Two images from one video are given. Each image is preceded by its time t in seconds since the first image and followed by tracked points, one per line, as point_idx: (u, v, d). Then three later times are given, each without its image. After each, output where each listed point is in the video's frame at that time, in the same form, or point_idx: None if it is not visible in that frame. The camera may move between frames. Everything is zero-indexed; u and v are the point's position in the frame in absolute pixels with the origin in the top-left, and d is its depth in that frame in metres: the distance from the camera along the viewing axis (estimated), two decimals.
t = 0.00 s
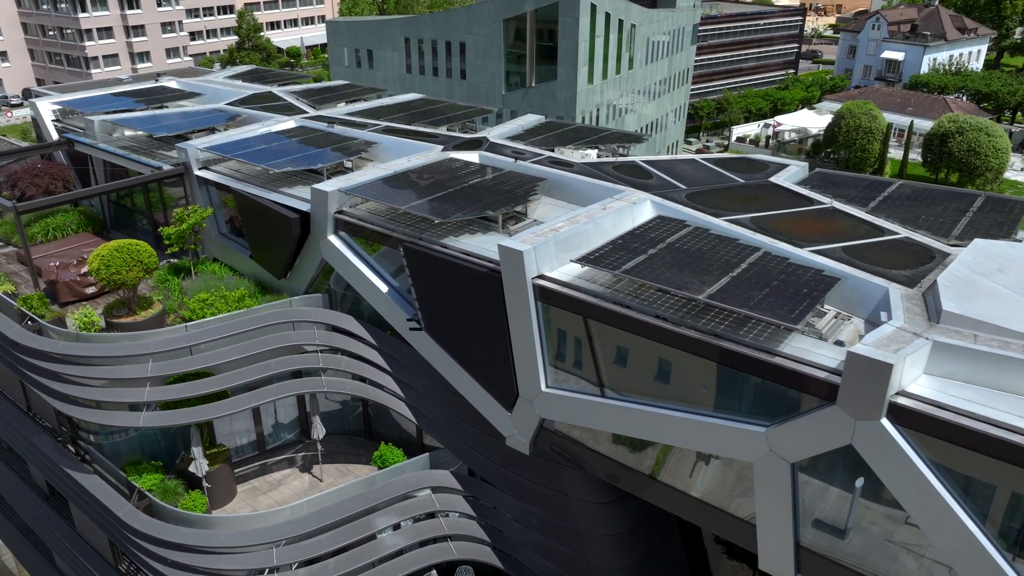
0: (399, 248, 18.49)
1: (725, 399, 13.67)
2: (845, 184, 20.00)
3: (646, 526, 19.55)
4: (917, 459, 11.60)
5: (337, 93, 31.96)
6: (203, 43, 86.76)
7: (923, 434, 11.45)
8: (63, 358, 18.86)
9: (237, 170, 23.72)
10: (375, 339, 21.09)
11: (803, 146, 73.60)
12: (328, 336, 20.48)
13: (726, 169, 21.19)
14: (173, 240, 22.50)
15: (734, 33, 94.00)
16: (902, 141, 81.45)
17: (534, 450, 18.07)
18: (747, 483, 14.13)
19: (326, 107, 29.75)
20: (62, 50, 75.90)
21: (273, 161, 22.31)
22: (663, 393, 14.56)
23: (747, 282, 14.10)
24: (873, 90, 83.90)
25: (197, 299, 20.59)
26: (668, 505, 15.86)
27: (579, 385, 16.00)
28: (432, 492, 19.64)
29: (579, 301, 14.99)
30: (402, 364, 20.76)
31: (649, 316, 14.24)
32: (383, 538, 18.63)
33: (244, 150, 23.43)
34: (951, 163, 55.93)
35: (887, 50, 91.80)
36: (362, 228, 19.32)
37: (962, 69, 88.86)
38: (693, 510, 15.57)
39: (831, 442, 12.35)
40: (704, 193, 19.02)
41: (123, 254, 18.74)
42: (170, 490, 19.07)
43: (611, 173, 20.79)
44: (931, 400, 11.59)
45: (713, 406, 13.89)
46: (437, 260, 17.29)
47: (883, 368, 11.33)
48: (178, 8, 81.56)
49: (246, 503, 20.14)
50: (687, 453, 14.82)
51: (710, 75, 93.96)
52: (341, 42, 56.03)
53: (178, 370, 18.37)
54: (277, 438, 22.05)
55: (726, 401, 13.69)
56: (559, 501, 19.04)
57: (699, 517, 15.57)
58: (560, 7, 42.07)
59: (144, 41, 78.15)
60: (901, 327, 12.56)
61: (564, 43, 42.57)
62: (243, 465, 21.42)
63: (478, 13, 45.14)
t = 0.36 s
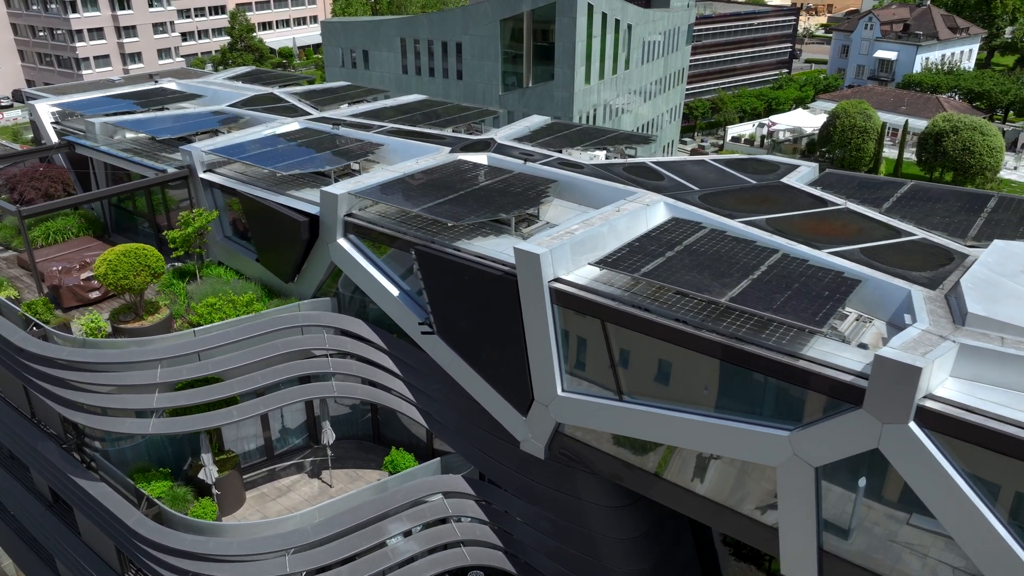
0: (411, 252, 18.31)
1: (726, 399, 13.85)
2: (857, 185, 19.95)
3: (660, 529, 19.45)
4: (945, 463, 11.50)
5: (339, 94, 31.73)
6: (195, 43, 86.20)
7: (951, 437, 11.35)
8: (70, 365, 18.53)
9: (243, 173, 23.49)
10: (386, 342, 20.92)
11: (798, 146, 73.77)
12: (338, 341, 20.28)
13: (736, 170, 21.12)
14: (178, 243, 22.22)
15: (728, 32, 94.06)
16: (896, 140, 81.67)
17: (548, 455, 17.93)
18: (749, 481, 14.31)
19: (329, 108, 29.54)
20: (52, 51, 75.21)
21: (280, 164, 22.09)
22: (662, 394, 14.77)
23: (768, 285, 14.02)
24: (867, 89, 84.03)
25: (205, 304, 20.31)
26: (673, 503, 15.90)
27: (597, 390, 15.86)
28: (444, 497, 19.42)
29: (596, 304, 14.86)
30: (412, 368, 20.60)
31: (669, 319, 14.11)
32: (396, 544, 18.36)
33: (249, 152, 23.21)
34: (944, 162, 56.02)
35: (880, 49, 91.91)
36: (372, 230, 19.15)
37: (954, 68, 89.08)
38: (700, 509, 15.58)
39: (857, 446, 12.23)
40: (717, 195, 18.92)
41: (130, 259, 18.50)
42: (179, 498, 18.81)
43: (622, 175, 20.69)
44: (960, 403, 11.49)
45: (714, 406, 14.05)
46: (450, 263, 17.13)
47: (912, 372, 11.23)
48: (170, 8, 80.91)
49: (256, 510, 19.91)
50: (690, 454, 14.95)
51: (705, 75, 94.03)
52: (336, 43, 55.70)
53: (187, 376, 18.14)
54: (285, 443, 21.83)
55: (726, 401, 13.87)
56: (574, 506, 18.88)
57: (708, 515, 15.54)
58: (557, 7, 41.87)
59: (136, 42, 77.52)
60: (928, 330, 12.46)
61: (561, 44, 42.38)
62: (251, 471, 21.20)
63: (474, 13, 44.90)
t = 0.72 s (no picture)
0: (423, 256, 18.13)
1: (726, 399, 14.03)
2: (869, 185, 19.91)
3: (675, 532, 19.35)
4: (974, 466, 11.38)
5: (343, 95, 31.52)
6: (187, 44, 85.59)
7: (980, 440, 11.26)
8: (77, 371, 18.23)
9: (249, 175, 23.30)
10: (397, 346, 20.74)
11: (793, 146, 73.85)
12: (348, 345, 20.10)
13: (747, 171, 21.07)
14: (184, 247, 21.95)
15: (722, 32, 94.12)
16: (891, 139, 81.90)
17: (564, 460, 17.81)
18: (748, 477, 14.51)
19: (333, 110, 29.33)
20: (42, 52, 74.53)
21: (288, 166, 21.89)
22: (675, 396, 14.78)
23: (790, 287, 13.95)
24: (861, 89, 84.20)
25: (213, 309, 20.22)
26: (677, 502, 16.01)
27: (616, 394, 15.74)
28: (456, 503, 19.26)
29: (615, 307, 14.73)
30: (424, 372, 20.41)
31: (690, 323, 13.99)
32: (410, 551, 18.13)
33: (255, 154, 23.01)
34: (938, 161, 56.10)
35: (873, 49, 92.08)
36: (383, 233, 19.01)
37: (946, 68, 89.35)
38: (704, 508, 15.69)
39: (884, 450, 12.12)
40: (731, 196, 18.83)
41: (139, 264, 18.27)
42: (188, 505, 18.61)
43: (634, 176, 20.59)
44: (989, 407, 11.39)
45: (716, 407, 14.21)
46: (465, 266, 16.98)
47: (942, 375, 11.12)
48: (161, 9, 80.31)
49: (266, 517, 19.69)
50: (693, 456, 15.15)
51: (699, 75, 94.10)
52: (332, 43, 55.36)
53: (197, 382, 17.94)
54: (293, 448, 21.62)
55: (728, 402, 14.04)
56: (589, 511, 18.72)
57: (711, 513, 15.63)
58: (555, 7, 41.71)
59: (127, 43, 76.95)
60: (955, 333, 12.39)
61: (558, 44, 42.21)
62: (261, 477, 20.99)
63: (471, 13, 44.68)
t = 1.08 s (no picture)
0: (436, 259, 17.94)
1: (725, 400, 14.20)
2: (881, 186, 19.86)
3: (689, 534, 19.27)
4: (1004, 470, 11.29)
5: (346, 97, 31.29)
6: (178, 44, 84.99)
7: (1009, 445, 11.18)
8: (85, 378, 17.96)
9: (255, 178, 23.08)
10: (408, 350, 20.52)
11: (788, 145, 73.95)
12: (358, 350, 19.93)
13: (758, 172, 21.00)
14: (190, 251, 21.68)
15: (716, 32, 94.19)
16: (885, 139, 82.13)
17: (581, 464, 17.68)
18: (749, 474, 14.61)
19: (337, 112, 29.12)
20: (33, 53, 73.86)
21: (295, 169, 21.66)
22: (693, 400, 14.67)
23: (813, 290, 13.86)
24: (855, 88, 84.39)
25: (222, 313, 19.94)
26: (681, 500, 16.04)
27: (634, 397, 15.60)
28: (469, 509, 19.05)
29: (634, 311, 14.59)
30: (436, 376, 20.17)
31: (712, 326, 13.86)
32: (424, 557, 17.92)
33: (262, 157, 22.78)
34: (934, 160, 56.19)
35: (866, 49, 92.31)
36: (394, 236, 18.84)
37: (939, 67, 89.69)
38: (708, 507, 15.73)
39: (911, 455, 12.03)
40: (745, 198, 18.75)
41: (148, 269, 18.02)
42: (199, 513, 18.34)
43: (646, 178, 20.48)
44: (1020, 411, 11.30)
45: (716, 407, 14.37)
46: (480, 270, 16.81)
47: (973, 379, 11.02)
48: (152, 9, 79.69)
49: (277, 524, 19.50)
50: (695, 459, 15.32)
51: (693, 75, 94.17)
52: (327, 44, 55.00)
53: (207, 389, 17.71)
54: (301, 454, 21.38)
55: (727, 403, 14.21)
56: (604, 516, 18.60)
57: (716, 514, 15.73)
58: (552, 7, 41.56)
59: (118, 44, 76.40)
60: (982, 336, 12.31)
61: (556, 44, 42.03)
62: (270, 483, 20.76)
63: (467, 14, 44.47)
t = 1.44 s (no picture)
0: (450, 263, 17.78)
1: (727, 401, 14.28)
2: (893, 187, 19.82)
3: (705, 539, 19.07)
4: None
5: (349, 98, 31.08)
6: (170, 45, 84.37)
7: None
8: (93, 385, 17.71)
9: (261, 181, 22.87)
10: (420, 354, 20.34)
11: (783, 145, 74.00)
12: (368, 354, 19.74)
13: (769, 173, 20.93)
14: (196, 255, 21.50)
15: (710, 32, 94.24)
16: (879, 138, 82.35)
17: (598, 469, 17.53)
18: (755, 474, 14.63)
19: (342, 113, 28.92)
20: (24, 54, 73.17)
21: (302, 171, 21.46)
22: (712, 404, 14.55)
23: (836, 292, 13.78)
24: (848, 88, 84.58)
25: (231, 319, 19.73)
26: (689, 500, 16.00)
27: (652, 401, 15.45)
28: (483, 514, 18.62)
29: (654, 314, 14.45)
30: (448, 381, 19.98)
31: (733, 330, 13.72)
32: (439, 563, 17.54)
33: (268, 159, 22.56)
34: (929, 160, 56.29)
35: (860, 49, 92.51)
36: (404, 239, 18.68)
37: (931, 66, 89.99)
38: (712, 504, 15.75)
39: (937, 459, 11.95)
40: (759, 199, 18.67)
41: (157, 274, 17.81)
42: (210, 520, 18.12)
43: (658, 179, 20.38)
44: None
45: (718, 408, 14.48)
46: (495, 273, 16.66)
47: (1003, 383, 10.95)
48: (144, 10, 79.07)
49: (288, 530, 19.29)
50: (698, 461, 15.41)
51: (687, 75, 94.19)
52: (322, 44, 54.63)
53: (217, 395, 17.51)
54: (311, 459, 21.16)
55: (728, 404, 14.30)
56: (620, 519, 18.42)
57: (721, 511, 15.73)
58: (550, 7, 41.40)
59: (109, 45, 75.81)
60: (1010, 338, 12.24)
61: (553, 45, 41.86)
62: (280, 489, 20.60)
63: (464, 14, 44.24)
